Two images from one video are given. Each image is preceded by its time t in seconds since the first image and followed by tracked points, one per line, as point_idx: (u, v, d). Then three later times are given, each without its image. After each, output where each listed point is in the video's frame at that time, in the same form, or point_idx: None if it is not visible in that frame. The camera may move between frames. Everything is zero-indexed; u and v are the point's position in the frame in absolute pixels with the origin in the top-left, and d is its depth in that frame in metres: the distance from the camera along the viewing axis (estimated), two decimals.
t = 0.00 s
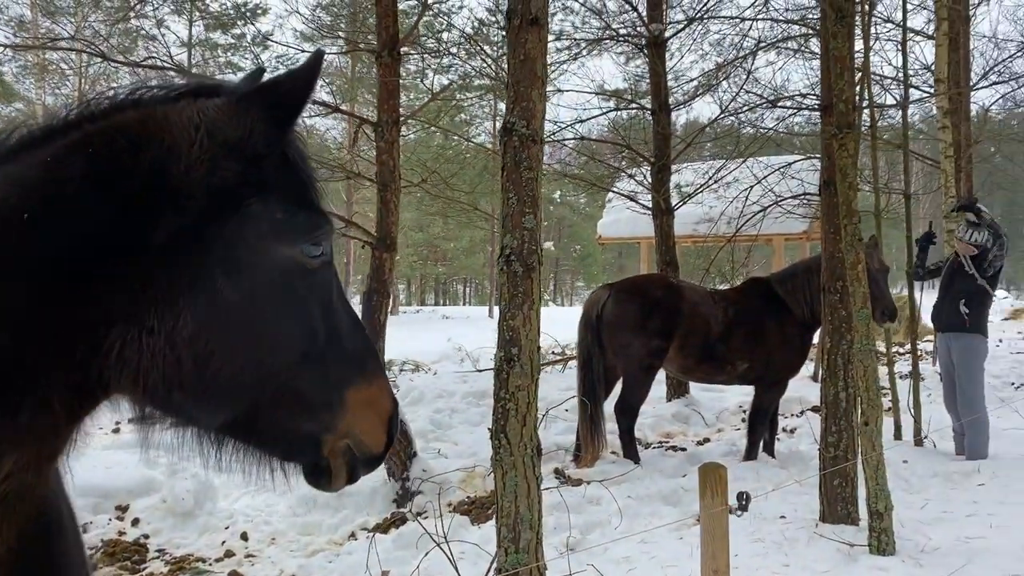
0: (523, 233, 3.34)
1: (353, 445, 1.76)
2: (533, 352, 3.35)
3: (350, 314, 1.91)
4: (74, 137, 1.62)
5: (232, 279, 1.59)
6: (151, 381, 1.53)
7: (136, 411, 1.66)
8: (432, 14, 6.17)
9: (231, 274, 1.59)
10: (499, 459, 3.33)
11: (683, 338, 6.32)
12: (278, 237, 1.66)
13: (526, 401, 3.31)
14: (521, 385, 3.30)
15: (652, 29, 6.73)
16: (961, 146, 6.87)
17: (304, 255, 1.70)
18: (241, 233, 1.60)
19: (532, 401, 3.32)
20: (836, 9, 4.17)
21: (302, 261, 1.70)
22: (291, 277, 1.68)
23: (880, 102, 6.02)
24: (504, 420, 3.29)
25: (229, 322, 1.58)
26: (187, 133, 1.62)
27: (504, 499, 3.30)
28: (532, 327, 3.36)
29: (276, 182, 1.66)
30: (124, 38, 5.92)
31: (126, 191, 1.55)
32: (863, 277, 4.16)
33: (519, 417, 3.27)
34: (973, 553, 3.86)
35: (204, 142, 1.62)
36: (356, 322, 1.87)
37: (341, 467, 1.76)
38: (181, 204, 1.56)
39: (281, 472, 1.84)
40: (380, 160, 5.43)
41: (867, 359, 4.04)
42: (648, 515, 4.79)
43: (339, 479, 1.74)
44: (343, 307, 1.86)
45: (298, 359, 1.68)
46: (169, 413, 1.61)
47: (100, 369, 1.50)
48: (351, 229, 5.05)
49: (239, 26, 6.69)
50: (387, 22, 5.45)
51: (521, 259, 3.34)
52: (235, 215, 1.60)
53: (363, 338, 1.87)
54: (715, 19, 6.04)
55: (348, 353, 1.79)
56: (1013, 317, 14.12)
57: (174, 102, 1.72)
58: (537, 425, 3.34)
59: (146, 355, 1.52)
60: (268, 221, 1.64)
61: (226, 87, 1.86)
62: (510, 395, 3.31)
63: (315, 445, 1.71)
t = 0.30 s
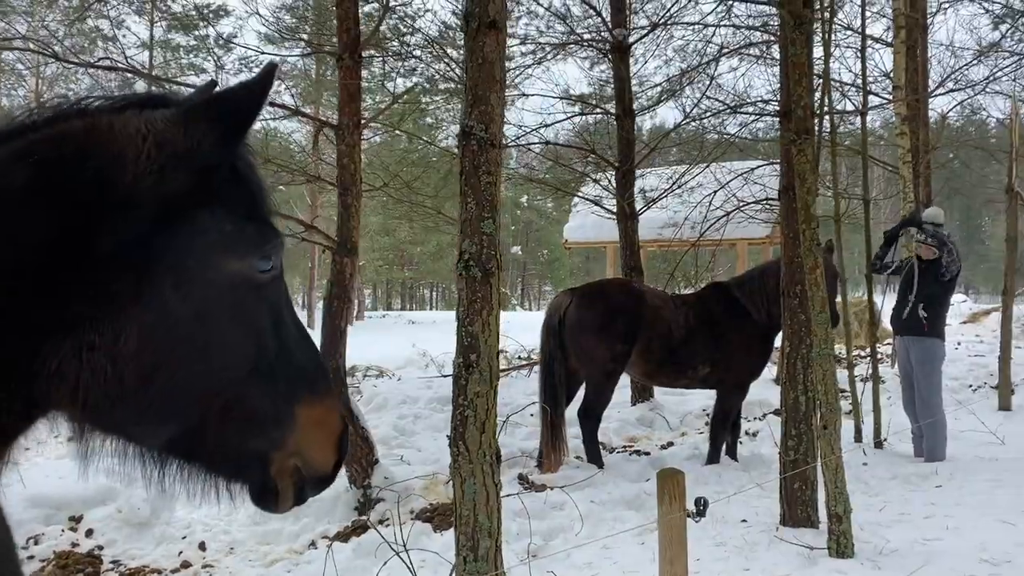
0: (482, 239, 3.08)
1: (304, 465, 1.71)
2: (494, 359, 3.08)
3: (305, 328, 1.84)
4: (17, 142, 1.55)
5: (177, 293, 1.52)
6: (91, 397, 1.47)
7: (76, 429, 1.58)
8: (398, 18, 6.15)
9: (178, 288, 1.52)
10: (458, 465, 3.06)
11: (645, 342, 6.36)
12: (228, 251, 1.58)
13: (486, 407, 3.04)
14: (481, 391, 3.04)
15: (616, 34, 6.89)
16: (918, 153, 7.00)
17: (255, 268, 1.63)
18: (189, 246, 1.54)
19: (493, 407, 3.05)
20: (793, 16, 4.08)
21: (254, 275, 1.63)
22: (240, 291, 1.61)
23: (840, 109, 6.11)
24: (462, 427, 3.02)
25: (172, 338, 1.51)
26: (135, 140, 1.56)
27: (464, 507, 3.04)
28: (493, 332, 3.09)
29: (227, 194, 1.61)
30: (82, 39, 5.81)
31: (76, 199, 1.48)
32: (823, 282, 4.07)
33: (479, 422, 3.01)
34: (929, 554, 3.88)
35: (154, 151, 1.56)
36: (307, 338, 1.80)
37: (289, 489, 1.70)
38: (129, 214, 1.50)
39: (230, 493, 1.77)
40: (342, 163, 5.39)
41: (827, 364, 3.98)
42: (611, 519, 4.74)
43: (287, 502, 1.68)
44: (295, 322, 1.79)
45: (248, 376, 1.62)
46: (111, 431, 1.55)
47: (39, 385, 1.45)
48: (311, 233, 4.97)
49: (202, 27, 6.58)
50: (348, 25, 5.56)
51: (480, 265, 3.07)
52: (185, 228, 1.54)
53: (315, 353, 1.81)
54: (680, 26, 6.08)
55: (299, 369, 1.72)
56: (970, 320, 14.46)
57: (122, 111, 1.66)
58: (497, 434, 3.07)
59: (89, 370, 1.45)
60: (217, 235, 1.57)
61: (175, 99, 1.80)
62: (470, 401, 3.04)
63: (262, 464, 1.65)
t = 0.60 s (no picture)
0: (450, 243, 3.01)
1: (257, 486, 1.71)
2: (462, 365, 3.03)
3: (264, 347, 1.86)
4: None
5: (119, 311, 1.54)
6: (30, 415, 1.48)
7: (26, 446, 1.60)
8: (374, 20, 6.11)
9: (119, 305, 1.54)
10: (426, 470, 3.00)
11: (616, 346, 6.36)
12: (175, 267, 1.60)
13: (455, 413, 2.98)
14: (449, 397, 2.97)
15: (590, 38, 6.92)
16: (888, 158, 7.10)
17: (204, 283, 1.64)
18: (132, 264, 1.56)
19: (461, 413, 2.99)
20: (763, 22, 4.11)
21: (203, 292, 1.65)
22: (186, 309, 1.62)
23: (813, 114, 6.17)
24: (430, 432, 2.96)
25: (115, 358, 1.53)
26: (78, 151, 1.60)
27: (432, 513, 2.97)
28: (461, 338, 3.03)
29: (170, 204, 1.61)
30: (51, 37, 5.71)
31: (22, 203, 1.51)
32: (792, 287, 4.08)
33: (447, 428, 2.95)
34: (898, 556, 3.91)
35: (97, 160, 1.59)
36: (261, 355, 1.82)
37: (240, 510, 1.71)
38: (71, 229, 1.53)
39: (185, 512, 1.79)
40: (315, 166, 5.36)
41: (795, 367, 3.99)
42: (585, 523, 4.74)
43: (238, 523, 1.70)
44: (251, 342, 1.80)
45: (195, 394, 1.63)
46: (56, 450, 1.56)
47: None
48: (282, 236, 4.92)
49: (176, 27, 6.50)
50: (321, 27, 5.52)
51: (448, 270, 3.01)
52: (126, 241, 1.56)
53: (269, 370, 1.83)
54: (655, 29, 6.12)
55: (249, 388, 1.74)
56: (942, 322, 14.68)
57: (70, 116, 1.68)
58: (465, 440, 3.02)
59: (30, 386, 1.47)
60: (160, 250, 1.58)
61: (125, 104, 1.83)
62: (438, 407, 2.98)
63: (210, 487, 1.67)
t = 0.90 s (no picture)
0: (424, 244, 2.96)
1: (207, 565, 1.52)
2: (438, 367, 2.98)
3: (236, 400, 1.67)
4: None
5: (60, 357, 1.44)
6: None
7: None
8: (358, 20, 6.08)
9: (60, 351, 1.44)
10: (400, 474, 2.96)
11: (597, 346, 6.36)
12: (117, 307, 1.48)
13: (429, 415, 2.94)
14: (423, 400, 2.92)
15: (574, 38, 6.91)
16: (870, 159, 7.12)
17: (152, 328, 1.51)
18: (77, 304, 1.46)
19: (437, 416, 2.95)
20: (743, 22, 4.10)
21: (151, 337, 1.52)
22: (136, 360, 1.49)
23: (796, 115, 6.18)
24: (404, 434, 2.91)
25: (51, 408, 1.42)
26: (37, 175, 1.50)
27: (406, 517, 2.92)
28: (437, 340, 2.98)
29: (127, 240, 1.53)
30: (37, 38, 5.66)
31: None
32: (773, 288, 4.07)
33: (422, 431, 2.90)
34: (878, 556, 3.92)
35: (52, 188, 1.49)
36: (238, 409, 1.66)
37: None
38: (16, 262, 1.46)
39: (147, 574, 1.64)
40: (294, 165, 5.33)
41: (776, 368, 3.98)
42: (567, 524, 4.72)
43: None
44: (220, 397, 1.63)
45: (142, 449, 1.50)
46: None
47: None
48: (261, 236, 4.86)
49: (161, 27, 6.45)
50: (301, 26, 5.48)
51: (423, 271, 2.95)
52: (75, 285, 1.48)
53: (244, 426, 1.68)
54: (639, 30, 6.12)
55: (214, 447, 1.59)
56: (926, 321, 14.77)
57: (41, 139, 1.60)
58: (440, 442, 2.98)
59: None
60: (104, 288, 1.48)
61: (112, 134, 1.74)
62: (412, 410, 2.93)
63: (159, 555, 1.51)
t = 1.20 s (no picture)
0: (406, 242, 2.94)
1: None
2: (420, 366, 2.96)
3: (189, 417, 1.41)
4: None
5: None
6: None
7: None
8: (349, 19, 6.07)
9: None
10: (381, 474, 2.94)
11: (585, 346, 6.35)
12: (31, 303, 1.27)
13: (411, 415, 2.92)
14: (405, 399, 2.91)
15: (565, 37, 6.90)
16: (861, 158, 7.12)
17: (71, 329, 1.29)
18: None
19: (418, 415, 2.94)
20: (730, 20, 4.09)
21: (72, 340, 1.30)
22: (47, 368, 1.27)
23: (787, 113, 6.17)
24: (385, 433, 2.90)
25: None
26: None
27: (387, 517, 2.90)
28: (419, 338, 2.96)
29: (59, 230, 1.30)
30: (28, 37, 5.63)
31: None
32: (760, 287, 4.05)
33: (403, 431, 2.89)
34: (865, 555, 3.91)
35: None
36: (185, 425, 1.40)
37: None
38: None
39: None
40: (282, 164, 5.31)
41: (763, 367, 3.96)
42: (555, 523, 4.71)
43: None
44: (166, 410, 1.38)
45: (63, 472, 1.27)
46: None
47: None
48: (248, 235, 4.84)
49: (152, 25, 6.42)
50: (289, 24, 5.46)
51: (404, 269, 2.93)
52: None
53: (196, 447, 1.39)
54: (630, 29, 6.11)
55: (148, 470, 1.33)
56: (917, 321, 14.79)
57: None
58: (422, 442, 2.96)
59: None
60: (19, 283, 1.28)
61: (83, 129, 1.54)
62: (394, 410, 2.91)
63: None
